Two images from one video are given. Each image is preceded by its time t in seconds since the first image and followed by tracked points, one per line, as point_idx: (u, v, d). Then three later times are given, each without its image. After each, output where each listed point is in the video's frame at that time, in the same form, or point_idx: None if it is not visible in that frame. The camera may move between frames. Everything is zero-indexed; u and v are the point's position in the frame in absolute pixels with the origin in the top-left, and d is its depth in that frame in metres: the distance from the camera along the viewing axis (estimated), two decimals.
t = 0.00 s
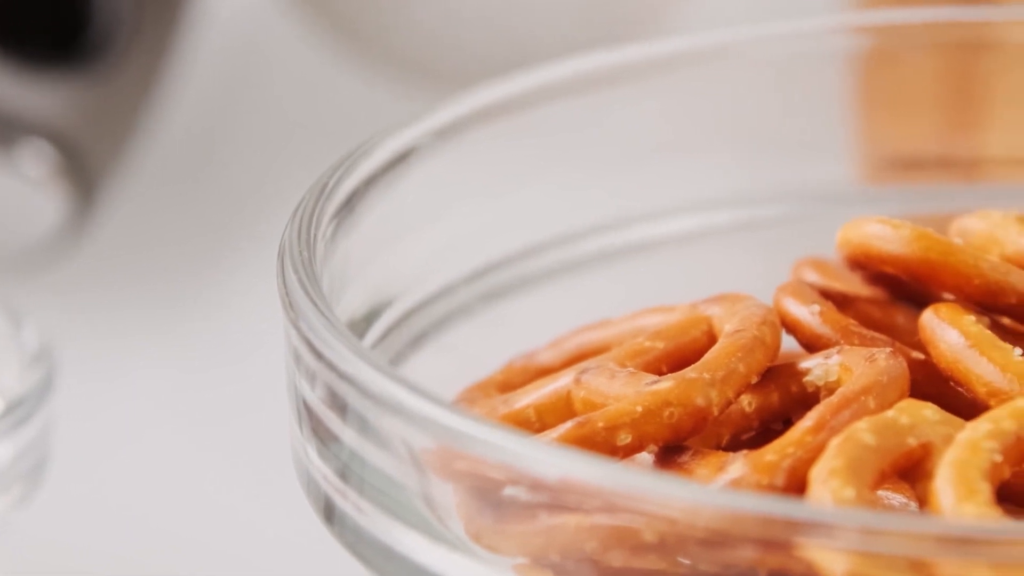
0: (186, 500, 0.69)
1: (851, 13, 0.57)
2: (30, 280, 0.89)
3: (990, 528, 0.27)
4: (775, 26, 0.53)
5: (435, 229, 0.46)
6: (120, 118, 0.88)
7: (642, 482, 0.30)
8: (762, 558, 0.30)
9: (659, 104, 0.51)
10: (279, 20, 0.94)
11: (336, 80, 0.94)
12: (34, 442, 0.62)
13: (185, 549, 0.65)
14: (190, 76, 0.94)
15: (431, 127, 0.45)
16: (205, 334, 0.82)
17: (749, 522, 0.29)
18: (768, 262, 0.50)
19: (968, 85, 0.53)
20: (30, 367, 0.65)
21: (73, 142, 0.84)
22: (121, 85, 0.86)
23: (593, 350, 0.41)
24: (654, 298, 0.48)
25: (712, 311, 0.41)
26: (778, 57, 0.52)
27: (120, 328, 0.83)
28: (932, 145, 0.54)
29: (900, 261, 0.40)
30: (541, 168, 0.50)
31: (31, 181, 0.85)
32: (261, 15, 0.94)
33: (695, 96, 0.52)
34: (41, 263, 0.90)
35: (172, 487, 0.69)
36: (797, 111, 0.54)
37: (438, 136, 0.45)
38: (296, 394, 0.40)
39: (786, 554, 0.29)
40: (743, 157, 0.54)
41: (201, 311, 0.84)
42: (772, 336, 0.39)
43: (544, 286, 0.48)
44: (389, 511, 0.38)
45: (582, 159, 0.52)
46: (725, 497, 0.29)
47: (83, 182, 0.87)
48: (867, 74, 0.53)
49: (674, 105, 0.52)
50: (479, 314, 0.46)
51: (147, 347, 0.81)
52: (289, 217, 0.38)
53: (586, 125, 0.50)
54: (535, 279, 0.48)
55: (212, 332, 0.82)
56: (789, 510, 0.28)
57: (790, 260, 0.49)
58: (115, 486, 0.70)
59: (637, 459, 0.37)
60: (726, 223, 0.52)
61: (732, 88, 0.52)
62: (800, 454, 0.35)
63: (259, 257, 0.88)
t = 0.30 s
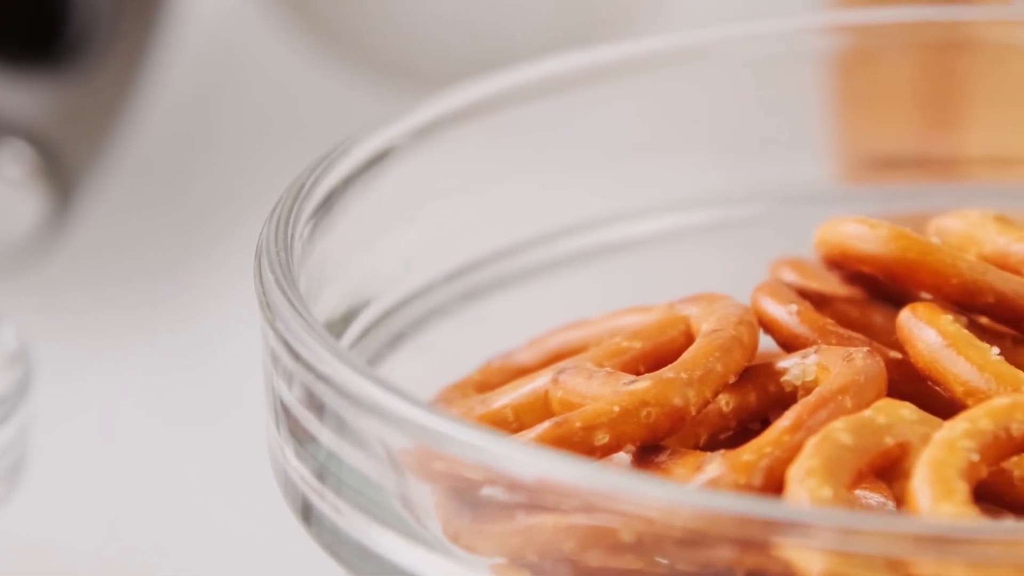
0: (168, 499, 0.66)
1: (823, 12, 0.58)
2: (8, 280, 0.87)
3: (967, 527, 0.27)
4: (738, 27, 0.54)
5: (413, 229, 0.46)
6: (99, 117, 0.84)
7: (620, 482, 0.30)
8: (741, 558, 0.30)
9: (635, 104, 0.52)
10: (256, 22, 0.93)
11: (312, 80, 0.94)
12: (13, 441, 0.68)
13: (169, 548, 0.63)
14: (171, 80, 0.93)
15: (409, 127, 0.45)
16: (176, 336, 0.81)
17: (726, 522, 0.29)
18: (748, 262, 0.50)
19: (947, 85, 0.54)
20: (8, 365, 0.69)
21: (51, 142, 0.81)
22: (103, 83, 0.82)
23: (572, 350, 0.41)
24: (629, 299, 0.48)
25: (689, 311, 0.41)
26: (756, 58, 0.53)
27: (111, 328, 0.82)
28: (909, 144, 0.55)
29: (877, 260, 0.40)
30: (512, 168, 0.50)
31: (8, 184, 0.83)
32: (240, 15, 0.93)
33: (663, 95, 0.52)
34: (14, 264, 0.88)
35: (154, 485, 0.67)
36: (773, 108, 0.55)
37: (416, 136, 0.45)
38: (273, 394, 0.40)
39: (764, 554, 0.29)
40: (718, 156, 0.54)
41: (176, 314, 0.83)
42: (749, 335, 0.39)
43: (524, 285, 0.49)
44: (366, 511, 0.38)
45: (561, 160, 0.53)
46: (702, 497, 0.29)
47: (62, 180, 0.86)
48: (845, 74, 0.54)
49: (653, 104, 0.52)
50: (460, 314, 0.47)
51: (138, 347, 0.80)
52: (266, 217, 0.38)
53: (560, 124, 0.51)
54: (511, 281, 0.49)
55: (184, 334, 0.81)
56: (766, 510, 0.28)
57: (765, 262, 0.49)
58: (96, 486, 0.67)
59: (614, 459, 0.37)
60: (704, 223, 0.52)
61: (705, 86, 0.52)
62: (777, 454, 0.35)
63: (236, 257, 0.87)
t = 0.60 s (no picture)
0: (158, 500, 0.66)
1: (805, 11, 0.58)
2: None
3: (945, 526, 0.27)
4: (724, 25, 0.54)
5: (392, 230, 0.47)
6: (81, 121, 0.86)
7: (599, 482, 0.29)
8: (719, 558, 0.29)
9: (620, 104, 0.53)
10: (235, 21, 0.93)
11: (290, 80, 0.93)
12: None
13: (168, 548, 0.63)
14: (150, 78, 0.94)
15: (387, 129, 0.46)
16: (169, 335, 0.80)
17: (706, 522, 0.28)
18: (727, 260, 0.51)
19: (926, 85, 0.55)
20: None
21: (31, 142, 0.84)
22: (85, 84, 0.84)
23: (551, 349, 0.42)
24: (608, 298, 0.49)
25: (668, 311, 0.41)
26: (737, 55, 0.54)
27: (105, 328, 0.81)
28: (887, 145, 0.56)
29: (855, 261, 0.40)
30: (495, 168, 0.51)
31: None
32: (219, 14, 0.93)
33: (644, 96, 0.53)
34: None
35: (141, 486, 0.67)
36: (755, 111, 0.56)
37: (394, 137, 0.46)
38: (252, 395, 0.40)
39: (743, 554, 0.29)
40: (698, 158, 0.55)
41: (162, 314, 0.82)
42: (728, 336, 0.39)
43: (506, 285, 0.50)
44: (346, 512, 0.38)
45: (546, 160, 0.54)
46: (681, 496, 0.28)
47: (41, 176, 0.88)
48: (827, 75, 0.54)
49: (637, 103, 0.53)
50: (438, 316, 0.47)
51: (130, 347, 0.79)
52: (244, 217, 0.38)
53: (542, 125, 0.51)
54: (489, 282, 0.49)
55: (175, 333, 0.80)
56: (745, 510, 0.28)
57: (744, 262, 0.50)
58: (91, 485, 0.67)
59: (592, 459, 0.37)
60: (679, 224, 0.53)
61: (688, 85, 0.53)
62: (756, 454, 0.35)
63: (220, 260, 0.86)
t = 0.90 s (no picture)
0: (158, 500, 0.65)
1: (783, 12, 0.59)
2: None
3: (920, 526, 0.27)
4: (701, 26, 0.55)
5: (368, 230, 0.47)
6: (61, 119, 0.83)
7: (574, 482, 0.29)
8: (694, 558, 0.29)
9: (593, 102, 0.53)
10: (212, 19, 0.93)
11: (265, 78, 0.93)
12: None
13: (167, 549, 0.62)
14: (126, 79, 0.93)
15: (363, 128, 0.46)
16: (146, 334, 0.80)
17: (681, 522, 0.28)
18: (701, 258, 0.52)
19: (901, 87, 0.55)
20: None
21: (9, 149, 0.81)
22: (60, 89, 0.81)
23: (526, 350, 0.42)
24: (582, 298, 0.50)
25: (643, 311, 0.41)
26: (707, 57, 0.55)
27: (94, 328, 0.81)
28: (861, 144, 0.56)
29: (831, 260, 0.40)
30: (474, 168, 0.51)
31: None
32: (195, 15, 0.93)
33: (621, 94, 0.53)
34: None
35: (140, 487, 0.66)
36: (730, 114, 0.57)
37: (371, 136, 0.46)
38: (227, 396, 0.40)
39: (718, 554, 0.29)
40: (668, 154, 0.56)
41: (141, 311, 0.82)
42: (703, 336, 0.39)
43: (484, 284, 0.50)
44: (321, 513, 0.38)
45: (523, 160, 0.53)
46: (657, 496, 0.28)
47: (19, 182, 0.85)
48: (801, 74, 0.55)
49: (603, 104, 0.53)
50: (414, 315, 0.48)
51: (120, 347, 0.79)
52: (219, 217, 0.38)
53: (516, 127, 0.52)
54: (465, 280, 0.50)
55: (150, 331, 0.80)
56: (721, 510, 0.28)
57: (715, 260, 0.51)
58: (90, 485, 0.66)
59: (568, 460, 0.37)
60: (655, 224, 0.53)
61: (659, 84, 0.54)
62: (731, 454, 0.35)
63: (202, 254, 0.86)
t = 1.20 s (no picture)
0: (160, 498, 0.64)
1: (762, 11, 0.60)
2: None
3: (900, 525, 0.26)
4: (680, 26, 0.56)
5: (347, 231, 0.47)
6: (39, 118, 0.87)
7: (553, 482, 0.29)
8: (673, 557, 0.29)
9: (572, 104, 0.54)
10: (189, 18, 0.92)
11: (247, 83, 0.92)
12: None
13: (169, 549, 0.61)
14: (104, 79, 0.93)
15: (344, 128, 0.46)
16: (138, 331, 0.79)
17: (660, 522, 0.28)
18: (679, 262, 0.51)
19: (880, 86, 0.55)
20: None
21: None
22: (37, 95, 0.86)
23: (504, 351, 0.42)
24: (561, 298, 0.49)
25: (623, 311, 0.41)
26: (687, 57, 0.56)
27: (87, 326, 0.80)
28: (842, 144, 0.56)
29: (810, 260, 0.40)
30: (456, 167, 0.53)
31: None
32: (173, 16, 0.92)
33: (599, 93, 0.54)
34: None
35: (140, 485, 0.65)
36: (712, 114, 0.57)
37: (351, 136, 0.46)
38: (206, 396, 0.40)
39: (696, 554, 0.29)
40: (646, 155, 0.57)
41: (122, 311, 0.81)
42: (682, 335, 0.39)
43: (464, 284, 0.50)
44: (300, 514, 0.38)
45: (502, 160, 0.55)
46: (635, 496, 0.28)
47: None
48: (782, 74, 0.55)
49: (586, 104, 0.54)
50: (393, 315, 0.48)
51: (116, 345, 0.78)
52: (198, 218, 0.38)
53: (495, 127, 0.52)
54: (446, 282, 0.49)
55: (144, 329, 0.79)
56: (700, 510, 0.28)
57: (693, 259, 0.51)
58: (89, 484, 0.65)
59: (547, 460, 0.37)
60: (635, 223, 0.54)
61: (634, 87, 0.55)
62: (709, 454, 0.35)
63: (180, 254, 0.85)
